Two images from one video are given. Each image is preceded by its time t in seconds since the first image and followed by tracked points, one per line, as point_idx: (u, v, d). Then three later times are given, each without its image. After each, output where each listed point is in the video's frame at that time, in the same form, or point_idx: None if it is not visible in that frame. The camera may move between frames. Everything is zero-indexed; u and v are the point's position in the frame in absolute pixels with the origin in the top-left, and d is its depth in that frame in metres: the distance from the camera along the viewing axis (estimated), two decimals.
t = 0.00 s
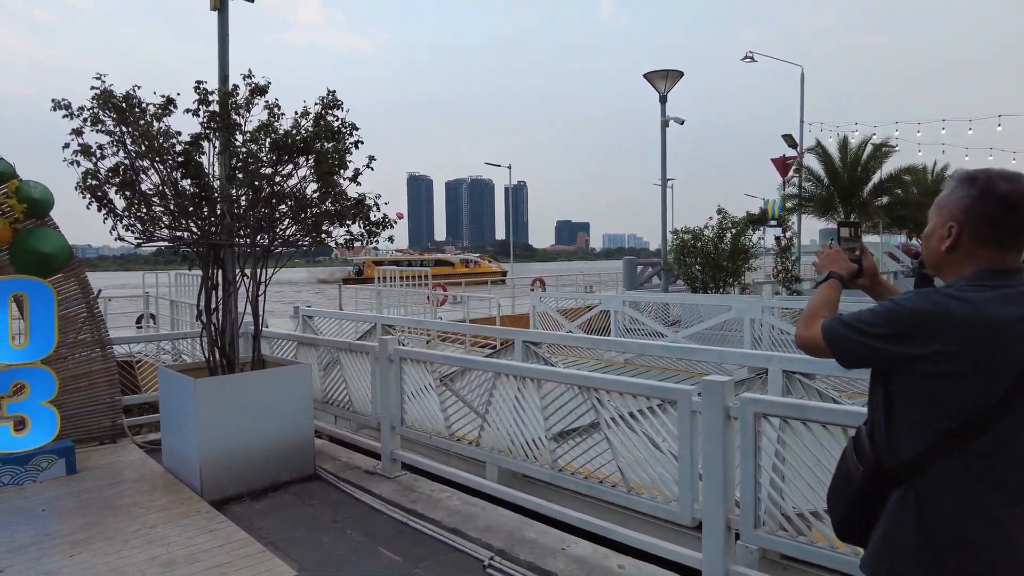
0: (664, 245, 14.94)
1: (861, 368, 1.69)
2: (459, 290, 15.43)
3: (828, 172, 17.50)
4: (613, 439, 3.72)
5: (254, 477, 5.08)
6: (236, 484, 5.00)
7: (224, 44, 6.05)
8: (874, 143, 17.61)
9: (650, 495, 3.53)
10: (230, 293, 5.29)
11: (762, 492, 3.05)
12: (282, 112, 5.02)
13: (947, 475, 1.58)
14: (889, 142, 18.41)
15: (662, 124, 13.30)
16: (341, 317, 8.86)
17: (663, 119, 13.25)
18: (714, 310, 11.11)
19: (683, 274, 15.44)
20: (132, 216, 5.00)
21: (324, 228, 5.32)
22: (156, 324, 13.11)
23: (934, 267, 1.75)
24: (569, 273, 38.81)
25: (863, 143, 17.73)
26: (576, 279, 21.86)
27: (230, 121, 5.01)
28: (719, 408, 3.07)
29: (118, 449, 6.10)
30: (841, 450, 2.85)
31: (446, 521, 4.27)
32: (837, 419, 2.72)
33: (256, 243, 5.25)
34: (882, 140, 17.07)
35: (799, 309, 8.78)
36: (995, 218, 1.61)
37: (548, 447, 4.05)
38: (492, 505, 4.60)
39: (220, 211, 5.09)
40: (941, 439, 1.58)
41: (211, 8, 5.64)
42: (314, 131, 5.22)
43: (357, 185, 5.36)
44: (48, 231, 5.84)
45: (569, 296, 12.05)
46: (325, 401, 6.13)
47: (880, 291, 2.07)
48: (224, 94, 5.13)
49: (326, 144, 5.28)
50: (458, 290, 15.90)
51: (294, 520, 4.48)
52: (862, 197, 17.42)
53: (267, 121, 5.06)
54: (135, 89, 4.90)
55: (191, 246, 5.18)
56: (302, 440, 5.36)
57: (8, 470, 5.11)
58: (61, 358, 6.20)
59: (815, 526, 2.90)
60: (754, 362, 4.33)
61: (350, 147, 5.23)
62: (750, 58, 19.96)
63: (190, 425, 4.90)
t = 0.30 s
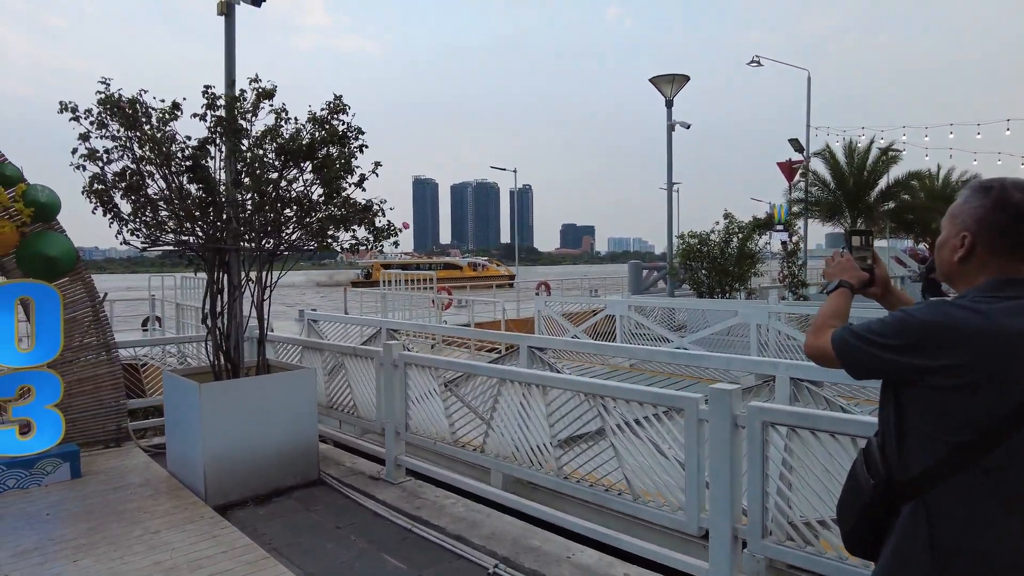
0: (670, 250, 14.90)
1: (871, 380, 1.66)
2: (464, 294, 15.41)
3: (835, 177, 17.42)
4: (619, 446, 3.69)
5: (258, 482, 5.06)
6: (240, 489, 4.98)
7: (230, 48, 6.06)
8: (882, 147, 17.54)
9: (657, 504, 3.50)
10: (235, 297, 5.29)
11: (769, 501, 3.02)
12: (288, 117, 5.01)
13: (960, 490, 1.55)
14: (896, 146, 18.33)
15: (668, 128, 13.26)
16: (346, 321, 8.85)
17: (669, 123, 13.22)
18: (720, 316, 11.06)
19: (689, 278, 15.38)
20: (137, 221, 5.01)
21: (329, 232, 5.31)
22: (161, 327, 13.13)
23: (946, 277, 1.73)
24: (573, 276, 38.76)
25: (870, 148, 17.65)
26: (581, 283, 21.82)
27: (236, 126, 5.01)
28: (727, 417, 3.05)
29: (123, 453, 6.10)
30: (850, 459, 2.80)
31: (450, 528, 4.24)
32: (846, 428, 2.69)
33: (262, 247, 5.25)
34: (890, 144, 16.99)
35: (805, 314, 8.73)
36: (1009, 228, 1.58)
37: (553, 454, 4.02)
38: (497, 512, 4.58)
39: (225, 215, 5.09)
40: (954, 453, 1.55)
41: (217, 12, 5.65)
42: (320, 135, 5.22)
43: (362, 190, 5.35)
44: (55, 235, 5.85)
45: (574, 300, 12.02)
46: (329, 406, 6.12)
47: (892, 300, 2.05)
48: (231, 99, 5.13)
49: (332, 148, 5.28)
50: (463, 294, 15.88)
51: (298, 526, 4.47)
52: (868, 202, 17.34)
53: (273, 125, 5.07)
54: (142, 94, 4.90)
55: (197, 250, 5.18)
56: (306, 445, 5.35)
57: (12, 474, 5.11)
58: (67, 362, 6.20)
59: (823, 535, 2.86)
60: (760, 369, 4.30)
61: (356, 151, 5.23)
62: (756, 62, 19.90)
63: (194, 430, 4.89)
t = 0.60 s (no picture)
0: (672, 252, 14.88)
1: (877, 383, 1.65)
2: (466, 296, 15.40)
3: (838, 179, 17.38)
4: (622, 448, 3.68)
5: (260, 484, 5.06)
6: (242, 491, 4.98)
7: (234, 49, 6.07)
8: (884, 149, 17.50)
9: (660, 507, 3.48)
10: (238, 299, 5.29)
11: (773, 504, 3.00)
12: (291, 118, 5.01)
13: (966, 497, 1.54)
14: (899, 149, 18.29)
15: (670, 130, 13.25)
16: (349, 323, 8.84)
17: (672, 125, 13.22)
18: (723, 318, 11.04)
19: (692, 281, 15.35)
20: (141, 222, 5.01)
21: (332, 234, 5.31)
22: (164, 328, 13.13)
23: (953, 281, 1.72)
24: (576, 278, 38.74)
25: (873, 150, 17.63)
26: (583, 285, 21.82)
27: (240, 127, 5.01)
28: (731, 420, 3.03)
29: (125, 454, 6.10)
30: (854, 462, 2.79)
31: (452, 530, 4.23)
32: (850, 432, 2.67)
33: (265, 248, 5.25)
34: (892, 146, 16.96)
35: (809, 317, 8.70)
36: (1016, 231, 1.57)
37: (555, 457, 4.00)
38: (499, 514, 4.56)
39: (229, 217, 5.09)
40: (961, 456, 1.54)
41: (221, 14, 5.65)
42: (323, 137, 5.22)
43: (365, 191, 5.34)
44: (59, 236, 5.86)
45: (577, 302, 11.99)
46: (332, 407, 6.12)
47: (898, 303, 2.04)
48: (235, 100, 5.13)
49: (335, 150, 5.28)
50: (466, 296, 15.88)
51: (300, 528, 4.46)
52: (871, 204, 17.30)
53: (277, 127, 5.07)
54: (147, 95, 4.90)
55: (199, 251, 5.18)
56: (309, 446, 5.34)
57: (15, 475, 5.12)
58: (70, 363, 6.21)
59: (827, 538, 2.84)
60: (764, 372, 4.29)
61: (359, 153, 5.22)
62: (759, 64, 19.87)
63: (197, 431, 4.89)
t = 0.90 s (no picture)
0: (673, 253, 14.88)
1: (880, 385, 1.65)
2: (467, 297, 15.40)
3: (839, 180, 17.36)
4: (623, 450, 3.67)
5: (260, 485, 5.05)
6: (242, 492, 4.97)
7: (236, 50, 6.08)
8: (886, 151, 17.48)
9: (661, 509, 3.47)
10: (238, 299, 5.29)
11: (774, 506, 3.00)
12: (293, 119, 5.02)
13: (967, 499, 1.54)
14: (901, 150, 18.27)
15: (671, 132, 13.25)
16: (349, 324, 8.83)
17: (673, 127, 13.21)
18: (724, 320, 11.03)
19: (693, 282, 15.35)
20: (142, 221, 5.01)
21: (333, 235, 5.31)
22: (164, 328, 13.12)
23: (955, 283, 1.72)
24: (577, 279, 38.72)
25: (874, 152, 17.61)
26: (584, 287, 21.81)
27: (242, 128, 5.01)
28: (732, 421, 3.03)
29: (125, 455, 6.10)
30: (855, 464, 2.79)
31: (452, 531, 4.23)
32: (850, 434, 2.67)
33: (266, 249, 5.24)
34: (894, 148, 16.93)
35: (810, 318, 8.69)
36: (1019, 232, 1.57)
37: (556, 458, 4.00)
38: (499, 516, 4.56)
39: (230, 217, 5.09)
40: (963, 458, 1.53)
41: (223, 15, 5.66)
42: (325, 138, 5.22)
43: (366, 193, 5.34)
44: (60, 236, 5.86)
45: (578, 303, 11.98)
46: (332, 408, 6.12)
47: (900, 305, 2.04)
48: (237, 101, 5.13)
49: (337, 152, 5.28)
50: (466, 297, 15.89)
51: (299, 529, 4.45)
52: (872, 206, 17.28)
53: (279, 128, 5.07)
54: (150, 95, 4.91)
55: (200, 251, 5.18)
56: (309, 447, 5.34)
57: (16, 475, 5.13)
58: (70, 363, 6.21)
59: (828, 540, 2.84)
60: (765, 374, 4.28)
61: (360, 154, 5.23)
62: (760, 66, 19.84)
63: (197, 432, 4.88)
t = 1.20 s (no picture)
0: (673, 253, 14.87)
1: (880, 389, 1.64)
2: (467, 297, 15.39)
3: (839, 181, 17.34)
4: (622, 452, 3.66)
5: (260, 486, 5.05)
6: (241, 493, 4.97)
7: (236, 50, 6.07)
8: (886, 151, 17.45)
9: (660, 511, 3.47)
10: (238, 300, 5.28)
11: (773, 508, 3.00)
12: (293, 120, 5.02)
13: (967, 503, 1.53)
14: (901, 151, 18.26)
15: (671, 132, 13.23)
16: (350, 324, 8.83)
17: (673, 127, 13.19)
18: (724, 320, 11.02)
19: (693, 282, 15.33)
20: (141, 222, 5.01)
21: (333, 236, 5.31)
22: (164, 328, 13.12)
23: (956, 286, 1.72)
24: (577, 279, 38.69)
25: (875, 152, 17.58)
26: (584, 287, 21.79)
27: (241, 129, 5.01)
28: (732, 424, 3.02)
29: (124, 455, 6.10)
30: (855, 466, 2.79)
31: (452, 533, 4.22)
32: (850, 437, 2.67)
33: (265, 250, 5.24)
34: (894, 148, 16.91)
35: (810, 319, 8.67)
36: (1019, 235, 1.57)
37: (555, 460, 3.99)
38: (499, 517, 4.55)
39: (230, 218, 5.10)
40: (963, 463, 1.53)
41: (223, 15, 5.66)
42: (325, 139, 5.22)
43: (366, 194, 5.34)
44: (60, 236, 5.85)
45: (577, 304, 11.97)
46: (332, 409, 6.11)
47: (900, 307, 2.03)
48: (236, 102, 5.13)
49: (337, 153, 5.28)
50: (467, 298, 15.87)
51: (299, 530, 4.45)
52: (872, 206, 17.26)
53: (278, 129, 5.07)
54: (149, 96, 4.91)
55: (200, 252, 5.18)
56: (308, 448, 5.33)
57: (15, 476, 5.12)
58: (70, 363, 6.21)
59: (828, 543, 2.83)
60: (765, 376, 4.28)
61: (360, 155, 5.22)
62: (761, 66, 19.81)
63: (196, 433, 4.88)
